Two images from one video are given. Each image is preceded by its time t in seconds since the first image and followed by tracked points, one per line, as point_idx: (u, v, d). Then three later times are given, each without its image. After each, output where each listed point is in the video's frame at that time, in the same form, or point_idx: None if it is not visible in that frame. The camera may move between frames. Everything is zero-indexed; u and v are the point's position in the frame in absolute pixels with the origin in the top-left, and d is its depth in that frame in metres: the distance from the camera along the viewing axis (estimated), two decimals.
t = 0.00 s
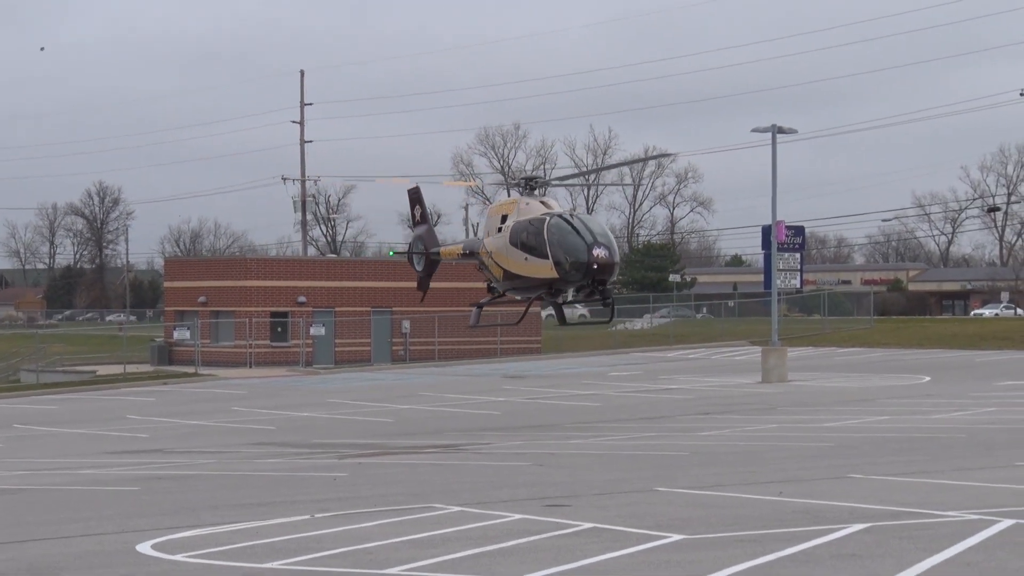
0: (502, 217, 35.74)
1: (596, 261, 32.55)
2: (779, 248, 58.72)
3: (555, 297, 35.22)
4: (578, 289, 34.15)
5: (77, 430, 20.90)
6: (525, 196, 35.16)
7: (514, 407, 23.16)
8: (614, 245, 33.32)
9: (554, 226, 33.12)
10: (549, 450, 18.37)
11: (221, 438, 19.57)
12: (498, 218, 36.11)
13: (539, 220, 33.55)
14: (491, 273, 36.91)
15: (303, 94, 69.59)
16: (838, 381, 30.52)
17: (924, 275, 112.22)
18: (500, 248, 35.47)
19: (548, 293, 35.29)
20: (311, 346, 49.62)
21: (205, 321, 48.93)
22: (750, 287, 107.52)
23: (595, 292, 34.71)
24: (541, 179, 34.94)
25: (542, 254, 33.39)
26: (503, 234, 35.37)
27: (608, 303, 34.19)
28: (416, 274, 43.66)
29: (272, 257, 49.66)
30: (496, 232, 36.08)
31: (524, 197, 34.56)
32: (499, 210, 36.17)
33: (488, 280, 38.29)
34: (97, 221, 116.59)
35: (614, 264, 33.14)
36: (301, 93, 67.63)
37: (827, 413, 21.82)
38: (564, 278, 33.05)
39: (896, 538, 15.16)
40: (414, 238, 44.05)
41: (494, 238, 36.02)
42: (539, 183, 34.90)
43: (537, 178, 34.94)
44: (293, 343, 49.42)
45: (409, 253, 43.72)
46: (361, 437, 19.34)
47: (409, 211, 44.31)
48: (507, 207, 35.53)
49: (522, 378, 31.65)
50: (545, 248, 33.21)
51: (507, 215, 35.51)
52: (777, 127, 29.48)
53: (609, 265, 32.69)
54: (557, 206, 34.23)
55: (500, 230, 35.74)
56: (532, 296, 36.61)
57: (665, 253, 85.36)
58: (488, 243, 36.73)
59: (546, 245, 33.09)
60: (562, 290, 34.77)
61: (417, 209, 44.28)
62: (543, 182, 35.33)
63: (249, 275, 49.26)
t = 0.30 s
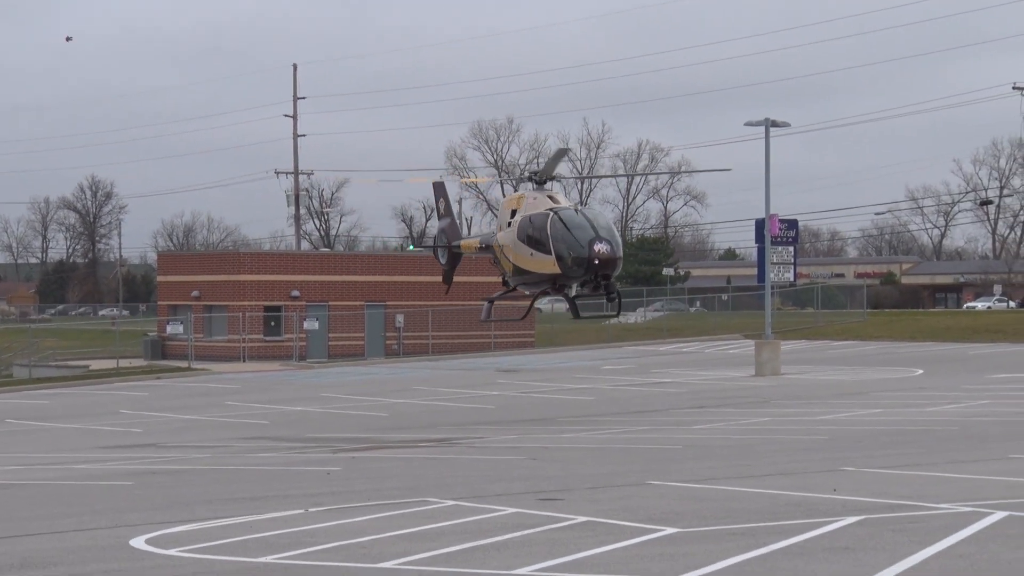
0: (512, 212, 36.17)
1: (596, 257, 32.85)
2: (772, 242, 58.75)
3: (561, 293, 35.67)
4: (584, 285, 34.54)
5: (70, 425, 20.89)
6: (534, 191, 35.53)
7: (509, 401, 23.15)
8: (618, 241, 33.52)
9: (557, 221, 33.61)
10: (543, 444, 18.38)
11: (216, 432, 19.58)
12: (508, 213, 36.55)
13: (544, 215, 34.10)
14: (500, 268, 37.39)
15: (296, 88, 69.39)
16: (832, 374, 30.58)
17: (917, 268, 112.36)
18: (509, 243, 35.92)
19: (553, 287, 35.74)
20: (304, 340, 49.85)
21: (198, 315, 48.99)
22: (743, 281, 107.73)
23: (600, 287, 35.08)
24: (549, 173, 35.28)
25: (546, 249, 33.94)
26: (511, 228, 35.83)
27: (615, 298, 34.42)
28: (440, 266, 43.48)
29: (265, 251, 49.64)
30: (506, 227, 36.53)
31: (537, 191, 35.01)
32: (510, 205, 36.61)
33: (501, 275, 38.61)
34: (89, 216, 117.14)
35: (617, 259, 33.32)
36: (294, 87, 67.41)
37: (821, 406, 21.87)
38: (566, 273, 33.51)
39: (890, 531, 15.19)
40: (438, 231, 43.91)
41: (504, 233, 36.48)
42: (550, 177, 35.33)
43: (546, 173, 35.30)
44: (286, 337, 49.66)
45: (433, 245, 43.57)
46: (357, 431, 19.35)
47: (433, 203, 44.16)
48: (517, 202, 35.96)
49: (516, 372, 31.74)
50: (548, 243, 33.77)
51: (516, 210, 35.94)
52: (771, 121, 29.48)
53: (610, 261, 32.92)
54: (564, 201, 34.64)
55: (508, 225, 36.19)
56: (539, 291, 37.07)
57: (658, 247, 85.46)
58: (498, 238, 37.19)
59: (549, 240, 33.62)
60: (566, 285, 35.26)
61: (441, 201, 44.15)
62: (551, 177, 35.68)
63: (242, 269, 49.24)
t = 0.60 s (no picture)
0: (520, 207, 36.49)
1: (595, 255, 33.45)
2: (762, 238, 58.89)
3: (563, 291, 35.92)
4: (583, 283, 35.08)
5: (58, 417, 20.85)
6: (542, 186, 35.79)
7: (498, 396, 23.19)
8: (617, 240, 34.13)
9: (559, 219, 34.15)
10: (532, 439, 18.40)
11: (204, 425, 19.57)
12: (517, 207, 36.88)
13: (546, 213, 34.63)
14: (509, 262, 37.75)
15: (287, 81, 69.27)
16: (820, 371, 30.67)
17: (907, 266, 112.65)
18: (516, 237, 36.28)
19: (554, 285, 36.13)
20: (294, 334, 49.75)
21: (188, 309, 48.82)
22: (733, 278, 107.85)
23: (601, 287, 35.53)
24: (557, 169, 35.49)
25: (547, 246, 34.48)
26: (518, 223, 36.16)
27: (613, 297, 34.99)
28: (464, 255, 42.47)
29: (256, 244, 49.37)
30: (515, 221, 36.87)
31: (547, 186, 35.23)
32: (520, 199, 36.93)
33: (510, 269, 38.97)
34: (79, 208, 117.31)
35: (616, 258, 33.95)
36: (285, 79, 67.17)
37: (808, 402, 21.95)
38: (565, 271, 34.08)
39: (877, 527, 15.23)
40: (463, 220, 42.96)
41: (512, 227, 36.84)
42: (559, 173, 35.46)
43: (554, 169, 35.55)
44: (276, 331, 49.42)
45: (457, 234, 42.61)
46: (345, 425, 19.36)
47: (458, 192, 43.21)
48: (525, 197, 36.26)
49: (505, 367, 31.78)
50: (549, 241, 34.33)
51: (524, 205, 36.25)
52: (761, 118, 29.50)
53: (608, 260, 33.54)
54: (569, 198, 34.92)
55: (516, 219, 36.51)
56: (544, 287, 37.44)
57: (648, 243, 85.37)
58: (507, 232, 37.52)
59: (550, 237, 34.18)
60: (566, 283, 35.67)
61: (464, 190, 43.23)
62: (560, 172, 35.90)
63: (233, 263, 48.93)
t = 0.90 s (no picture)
0: (522, 202, 36.69)
1: (584, 253, 33.63)
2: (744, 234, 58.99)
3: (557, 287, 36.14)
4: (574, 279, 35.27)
5: (37, 414, 20.79)
6: (542, 181, 35.85)
7: (482, 392, 23.20)
8: (608, 236, 34.24)
9: (550, 216, 34.26)
10: (515, 435, 18.42)
11: (185, 422, 19.54)
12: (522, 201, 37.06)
13: (538, 211, 34.73)
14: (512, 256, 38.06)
15: (270, 78, 69.13)
16: (802, 367, 30.77)
17: (888, 261, 113.02)
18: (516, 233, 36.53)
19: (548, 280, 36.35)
20: (276, 330, 50.02)
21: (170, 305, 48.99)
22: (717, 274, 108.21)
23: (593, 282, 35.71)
24: (556, 163, 35.48)
25: (539, 244, 34.64)
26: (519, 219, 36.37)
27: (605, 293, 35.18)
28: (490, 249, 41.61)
29: (238, 241, 49.67)
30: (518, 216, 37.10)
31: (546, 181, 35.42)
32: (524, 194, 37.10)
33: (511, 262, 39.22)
34: (60, 204, 117.64)
35: (606, 255, 34.11)
36: (268, 75, 66.96)
37: (789, 398, 22.00)
38: (556, 269, 34.27)
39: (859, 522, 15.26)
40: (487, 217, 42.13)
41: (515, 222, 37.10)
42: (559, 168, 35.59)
43: (554, 164, 35.52)
44: (258, 327, 49.60)
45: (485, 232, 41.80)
46: (326, 421, 19.35)
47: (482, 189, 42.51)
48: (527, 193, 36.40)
49: (487, 363, 31.80)
50: (541, 239, 34.48)
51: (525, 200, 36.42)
52: (742, 114, 29.57)
53: (597, 257, 33.73)
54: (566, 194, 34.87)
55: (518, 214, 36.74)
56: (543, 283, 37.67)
57: (631, 239, 85.47)
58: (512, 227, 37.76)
59: (541, 235, 34.33)
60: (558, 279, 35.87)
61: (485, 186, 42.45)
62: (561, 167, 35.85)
63: (215, 259, 49.28)
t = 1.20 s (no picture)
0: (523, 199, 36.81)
1: (571, 250, 33.64)
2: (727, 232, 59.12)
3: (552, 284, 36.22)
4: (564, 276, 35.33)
5: (17, 413, 20.71)
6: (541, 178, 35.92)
7: (464, 389, 23.21)
8: (597, 233, 34.19)
9: (540, 213, 34.37)
10: (498, 433, 18.44)
11: (166, 420, 19.50)
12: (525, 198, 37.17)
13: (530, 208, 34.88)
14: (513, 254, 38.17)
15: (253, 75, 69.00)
16: (783, 365, 30.88)
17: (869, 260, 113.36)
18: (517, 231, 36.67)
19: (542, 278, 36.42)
20: (258, 328, 49.95)
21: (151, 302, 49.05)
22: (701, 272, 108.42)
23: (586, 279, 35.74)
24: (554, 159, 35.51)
25: (530, 241, 34.78)
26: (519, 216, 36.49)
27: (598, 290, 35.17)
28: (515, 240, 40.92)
29: (219, 238, 49.72)
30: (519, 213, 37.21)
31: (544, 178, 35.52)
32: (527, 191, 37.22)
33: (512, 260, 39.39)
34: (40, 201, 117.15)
35: (595, 251, 34.08)
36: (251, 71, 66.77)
37: (769, 396, 22.06)
38: (545, 266, 34.38)
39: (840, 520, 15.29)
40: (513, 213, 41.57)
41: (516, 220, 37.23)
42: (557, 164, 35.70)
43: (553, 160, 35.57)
44: (240, 325, 49.71)
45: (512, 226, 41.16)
46: (308, 419, 19.34)
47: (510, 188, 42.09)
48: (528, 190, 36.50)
49: (469, 361, 31.82)
50: (531, 236, 34.63)
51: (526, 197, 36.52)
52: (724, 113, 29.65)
53: (584, 254, 33.71)
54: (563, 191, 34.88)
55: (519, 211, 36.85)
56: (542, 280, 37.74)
57: (615, 237, 85.71)
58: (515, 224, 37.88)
59: (532, 233, 34.49)
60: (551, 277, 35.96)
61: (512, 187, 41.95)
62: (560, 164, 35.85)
63: (196, 257, 49.34)
